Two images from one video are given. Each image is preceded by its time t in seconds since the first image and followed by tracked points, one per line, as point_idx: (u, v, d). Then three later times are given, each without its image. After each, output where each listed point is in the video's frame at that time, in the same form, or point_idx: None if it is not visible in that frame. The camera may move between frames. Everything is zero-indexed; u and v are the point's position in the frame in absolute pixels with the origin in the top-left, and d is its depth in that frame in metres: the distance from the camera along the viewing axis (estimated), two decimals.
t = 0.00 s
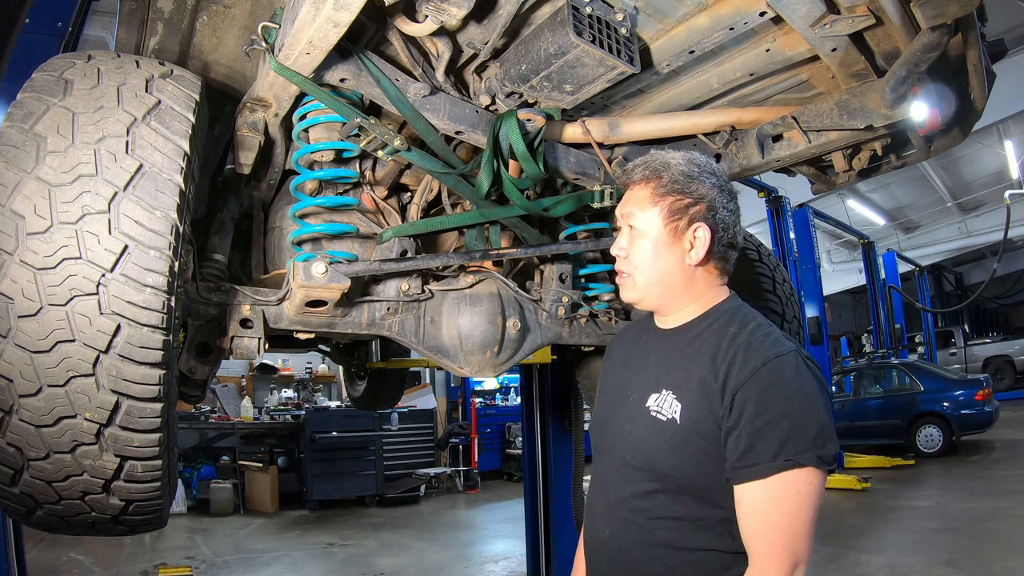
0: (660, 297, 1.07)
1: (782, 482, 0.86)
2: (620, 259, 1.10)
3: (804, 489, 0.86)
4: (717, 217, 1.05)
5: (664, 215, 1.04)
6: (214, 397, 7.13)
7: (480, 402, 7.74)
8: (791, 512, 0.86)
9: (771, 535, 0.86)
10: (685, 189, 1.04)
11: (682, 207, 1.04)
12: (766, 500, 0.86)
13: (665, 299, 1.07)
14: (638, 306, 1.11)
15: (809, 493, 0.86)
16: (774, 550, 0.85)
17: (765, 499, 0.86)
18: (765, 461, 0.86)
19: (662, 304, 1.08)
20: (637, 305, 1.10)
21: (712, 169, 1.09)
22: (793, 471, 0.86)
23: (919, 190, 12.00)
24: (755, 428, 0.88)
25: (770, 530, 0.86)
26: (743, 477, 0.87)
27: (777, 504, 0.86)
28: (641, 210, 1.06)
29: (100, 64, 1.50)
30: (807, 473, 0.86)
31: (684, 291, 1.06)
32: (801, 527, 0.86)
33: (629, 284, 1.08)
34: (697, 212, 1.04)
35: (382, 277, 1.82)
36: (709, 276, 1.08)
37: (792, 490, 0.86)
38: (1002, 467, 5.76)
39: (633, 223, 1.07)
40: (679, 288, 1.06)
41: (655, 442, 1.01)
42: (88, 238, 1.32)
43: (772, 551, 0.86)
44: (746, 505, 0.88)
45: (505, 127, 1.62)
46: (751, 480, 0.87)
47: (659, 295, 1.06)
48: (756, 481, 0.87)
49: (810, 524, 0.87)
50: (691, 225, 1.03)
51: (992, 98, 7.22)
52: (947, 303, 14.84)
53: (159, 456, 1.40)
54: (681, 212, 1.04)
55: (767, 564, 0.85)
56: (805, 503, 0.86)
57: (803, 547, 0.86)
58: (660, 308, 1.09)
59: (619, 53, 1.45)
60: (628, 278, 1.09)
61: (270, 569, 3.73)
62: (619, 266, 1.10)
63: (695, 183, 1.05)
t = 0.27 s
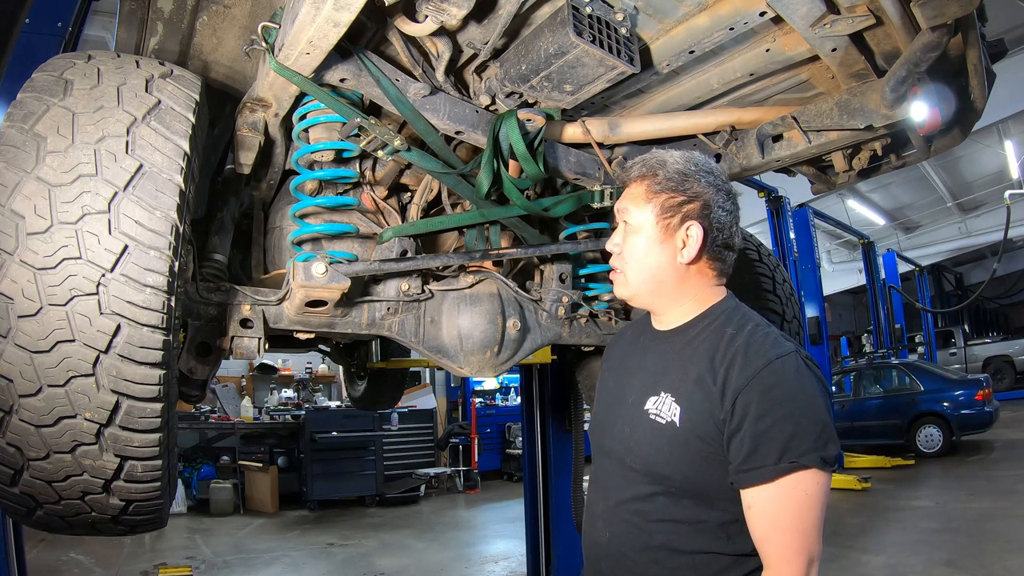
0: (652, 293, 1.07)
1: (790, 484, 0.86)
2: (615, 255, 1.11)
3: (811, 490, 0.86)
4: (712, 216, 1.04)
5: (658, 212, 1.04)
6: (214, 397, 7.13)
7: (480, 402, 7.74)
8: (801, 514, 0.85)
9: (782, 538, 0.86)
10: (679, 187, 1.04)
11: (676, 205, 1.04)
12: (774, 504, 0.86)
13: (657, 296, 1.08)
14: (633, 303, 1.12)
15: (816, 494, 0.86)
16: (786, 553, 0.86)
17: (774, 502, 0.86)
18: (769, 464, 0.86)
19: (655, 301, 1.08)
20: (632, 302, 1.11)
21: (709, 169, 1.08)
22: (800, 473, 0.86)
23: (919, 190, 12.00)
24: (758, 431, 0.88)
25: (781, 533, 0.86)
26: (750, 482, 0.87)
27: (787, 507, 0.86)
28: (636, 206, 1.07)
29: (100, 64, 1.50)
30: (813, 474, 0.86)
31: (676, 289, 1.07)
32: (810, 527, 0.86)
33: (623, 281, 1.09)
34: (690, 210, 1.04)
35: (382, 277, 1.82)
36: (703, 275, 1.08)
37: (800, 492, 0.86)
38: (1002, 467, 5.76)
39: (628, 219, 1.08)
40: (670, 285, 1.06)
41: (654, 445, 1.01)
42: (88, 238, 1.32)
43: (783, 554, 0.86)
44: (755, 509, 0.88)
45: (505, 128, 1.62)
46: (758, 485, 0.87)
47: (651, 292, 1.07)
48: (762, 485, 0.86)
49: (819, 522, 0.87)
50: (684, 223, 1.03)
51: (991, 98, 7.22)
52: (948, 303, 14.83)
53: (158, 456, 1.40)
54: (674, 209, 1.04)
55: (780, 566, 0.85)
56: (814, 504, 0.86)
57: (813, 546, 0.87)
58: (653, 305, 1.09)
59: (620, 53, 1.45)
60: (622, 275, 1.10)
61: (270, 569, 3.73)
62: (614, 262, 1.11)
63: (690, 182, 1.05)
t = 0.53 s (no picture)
0: (654, 291, 1.08)
1: (780, 491, 0.85)
2: (619, 252, 1.11)
3: (800, 499, 0.85)
4: (718, 217, 1.04)
5: (662, 211, 1.05)
6: (214, 397, 7.13)
7: (480, 402, 7.75)
8: (789, 521, 0.85)
9: (768, 544, 0.85)
10: (684, 186, 1.04)
11: (680, 204, 1.04)
12: (762, 509, 0.86)
13: (659, 294, 1.08)
14: (636, 300, 1.12)
15: (805, 503, 0.85)
16: (770, 560, 0.84)
17: (763, 508, 0.85)
18: (759, 470, 0.86)
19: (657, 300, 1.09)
20: (634, 299, 1.11)
21: (718, 169, 1.08)
22: (790, 480, 0.85)
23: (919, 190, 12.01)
24: (750, 435, 0.87)
25: (766, 539, 0.85)
26: (739, 485, 0.87)
27: (773, 513, 0.85)
28: (641, 204, 1.07)
29: (100, 64, 1.50)
30: (803, 482, 0.85)
31: (677, 287, 1.07)
32: (797, 537, 0.85)
33: (625, 278, 1.10)
34: (694, 210, 1.04)
35: (382, 277, 1.82)
36: (706, 275, 1.07)
37: (789, 500, 0.85)
38: (1002, 467, 5.76)
39: (633, 217, 1.08)
40: (672, 283, 1.06)
41: (651, 446, 1.01)
42: (88, 238, 1.32)
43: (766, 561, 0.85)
44: (742, 514, 0.87)
45: (505, 128, 1.62)
46: (747, 489, 0.86)
47: (652, 290, 1.07)
48: (751, 489, 0.86)
49: (807, 534, 0.86)
50: (687, 223, 1.03)
51: (991, 98, 7.23)
52: (947, 303, 14.84)
53: (158, 456, 1.40)
54: (678, 208, 1.04)
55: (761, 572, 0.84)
56: (802, 512, 0.85)
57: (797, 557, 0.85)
58: (655, 303, 1.10)
59: (619, 53, 1.45)
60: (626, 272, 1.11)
61: (270, 569, 3.73)
62: (618, 258, 1.12)
63: (696, 182, 1.05)
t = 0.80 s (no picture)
0: (657, 291, 1.08)
1: (766, 488, 0.85)
2: (624, 251, 1.11)
3: (787, 499, 0.84)
4: (722, 218, 1.04)
5: (666, 212, 1.05)
6: (214, 397, 7.12)
7: (480, 402, 7.75)
8: (775, 520, 0.84)
9: (752, 541, 0.84)
10: (689, 187, 1.04)
11: (685, 205, 1.03)
12: (746, 506, 0.85)
13: (662, 294, 1.08)
14: (639, 300, 1.12)
15: (791, 503, 0.84)
16: (752, 559, 0.83)
17: (748, 505, 0.85)
18: (744, 466, 0.85)
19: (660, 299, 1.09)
20: (638, 298, 1.11)
21: (723, 170, 1.07)
22: (774, 480, 0.84)
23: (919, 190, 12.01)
24: (737, 431, 0.87)
25: (749, 537, 0.84)
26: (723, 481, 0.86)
27: (756, 512, 0.84)
28: (646, 204, 1.07)
29: (100, 64, 1.50)
30: (789, 481, 0.84)
31: (681, 288, 1.07)
32: (783, 538, 0.84)
33: (629, 277, 1.10)
34: (699, 211, 1.03)
35: (382, 277, 1.82)
36: (710, 275, 1.07)
37: (773, 499, 0.84)
38: (1002, 467, 5.76)
39: (638, 217, 1.08)
40: (675, 283, 1.06)
41: (646, 443, 1.02)
42: (88, 238, 1.32)
43: (749, 559, 0.84)
44: (727, 511, 0.87)
45: (505, 128, 1.62)
46: (731, 485, 0.86)
47: (655, 290, 1.08)
48: (736, 485, 0.85)
49: (794, 535, 0.85)
50: (692, 224, 1.03)
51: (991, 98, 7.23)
52: (947, 303, 14.83)
53: (158, 456, 1.40)
54: (683, 209, 1.03)
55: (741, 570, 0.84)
56: (788, 512, 0.84)
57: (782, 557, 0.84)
58: (659, 302, 1.10)
59: (619, 53, 1.45)
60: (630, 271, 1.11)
61: (270, 569, 3.73)
62: (622, 258, 1.12)
63: (701, 182, 1.05)
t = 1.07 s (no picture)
0: (655, 293, 1.08)
1: (764, 489, 0.84)
2: (621, 253, 1.11)
3: (785, 501, 0.84)
4: (720, 219, 1.04)
5: (663, 214, 1.04)
6: (214, 397, 7.12)
7: (480, 402, 7.75)
8: (772, 521, 0.84)
9: (750, 541, 0.84)
10: (685, 188, 1.04)
11: (682, 207, 1.03)
12: (744, 507, 0.85)
13: (661, 296, 1.08)
14: (638, 302, 1.13)
15: (789, 505, 0.84)
16: (750, 559, 0.83)
17: (746, 505, 0.85)
18: (742, 467, 0.85)
19: (659, 301, 1.09)
20: (637, 301, 1.12)
21: (719, 170, 1.07)
22: (772, 480, 0.84)
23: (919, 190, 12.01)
24: (736, 433, 0.87)
25: (747, 537, 0.84)
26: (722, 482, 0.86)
27: (755, 512, 0.84)
28: (642, 206, 1.07)
29: (100, 64, 1.50)
30: (788, 483, 0.84)
31: (679, 290, 1.07)
32: (780, 540, 0.84)
33: (627, 280, 1.10)
34: (696, 213, 1.03)
35: (382, 277, 1.82)
36: (708, 276, 1.07)
37: (772, 500, 0.84)
38: (1002, 467, 5.76)
39: (634, 219, 1.08)
40: (674, 285, 1.06)
41: (647, 444, 1.02)
42: (88, 238, 1.32)
43: (746, 560, 0.83)
44: (724, 512, 0.86)
45: (505, 128, 1.62)
46: (730, 485, 0.86)
47: (654, 292, 1.08)
48: (735, 485, 0.85)
49: (791, 537, 0.85)
50: (689, 225, 1.03)
51: (991, 98, 7.23)
52: (947, 303, 14.83)
53: (158, 456, 1.40)
54: (680, 211, 1.03)
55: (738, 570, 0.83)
56: (785, 514, 0.84)
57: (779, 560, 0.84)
58: (657, 304, 1.10)
59: (619, 53, 1.45)
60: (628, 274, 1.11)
61: (270, 569, 3.73)
62: (620, 260, 1.12)
63: (697, 183, 1.04)
